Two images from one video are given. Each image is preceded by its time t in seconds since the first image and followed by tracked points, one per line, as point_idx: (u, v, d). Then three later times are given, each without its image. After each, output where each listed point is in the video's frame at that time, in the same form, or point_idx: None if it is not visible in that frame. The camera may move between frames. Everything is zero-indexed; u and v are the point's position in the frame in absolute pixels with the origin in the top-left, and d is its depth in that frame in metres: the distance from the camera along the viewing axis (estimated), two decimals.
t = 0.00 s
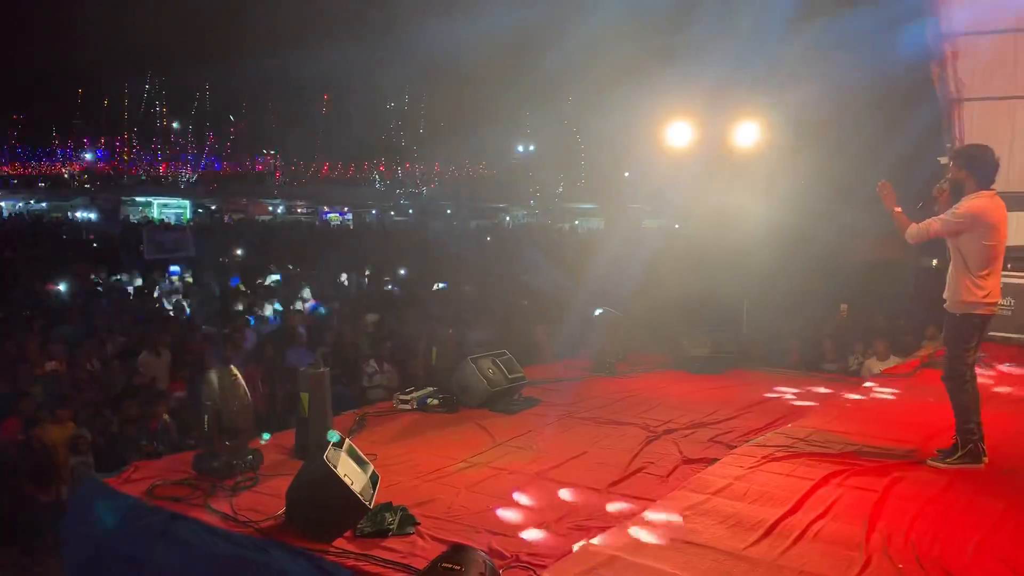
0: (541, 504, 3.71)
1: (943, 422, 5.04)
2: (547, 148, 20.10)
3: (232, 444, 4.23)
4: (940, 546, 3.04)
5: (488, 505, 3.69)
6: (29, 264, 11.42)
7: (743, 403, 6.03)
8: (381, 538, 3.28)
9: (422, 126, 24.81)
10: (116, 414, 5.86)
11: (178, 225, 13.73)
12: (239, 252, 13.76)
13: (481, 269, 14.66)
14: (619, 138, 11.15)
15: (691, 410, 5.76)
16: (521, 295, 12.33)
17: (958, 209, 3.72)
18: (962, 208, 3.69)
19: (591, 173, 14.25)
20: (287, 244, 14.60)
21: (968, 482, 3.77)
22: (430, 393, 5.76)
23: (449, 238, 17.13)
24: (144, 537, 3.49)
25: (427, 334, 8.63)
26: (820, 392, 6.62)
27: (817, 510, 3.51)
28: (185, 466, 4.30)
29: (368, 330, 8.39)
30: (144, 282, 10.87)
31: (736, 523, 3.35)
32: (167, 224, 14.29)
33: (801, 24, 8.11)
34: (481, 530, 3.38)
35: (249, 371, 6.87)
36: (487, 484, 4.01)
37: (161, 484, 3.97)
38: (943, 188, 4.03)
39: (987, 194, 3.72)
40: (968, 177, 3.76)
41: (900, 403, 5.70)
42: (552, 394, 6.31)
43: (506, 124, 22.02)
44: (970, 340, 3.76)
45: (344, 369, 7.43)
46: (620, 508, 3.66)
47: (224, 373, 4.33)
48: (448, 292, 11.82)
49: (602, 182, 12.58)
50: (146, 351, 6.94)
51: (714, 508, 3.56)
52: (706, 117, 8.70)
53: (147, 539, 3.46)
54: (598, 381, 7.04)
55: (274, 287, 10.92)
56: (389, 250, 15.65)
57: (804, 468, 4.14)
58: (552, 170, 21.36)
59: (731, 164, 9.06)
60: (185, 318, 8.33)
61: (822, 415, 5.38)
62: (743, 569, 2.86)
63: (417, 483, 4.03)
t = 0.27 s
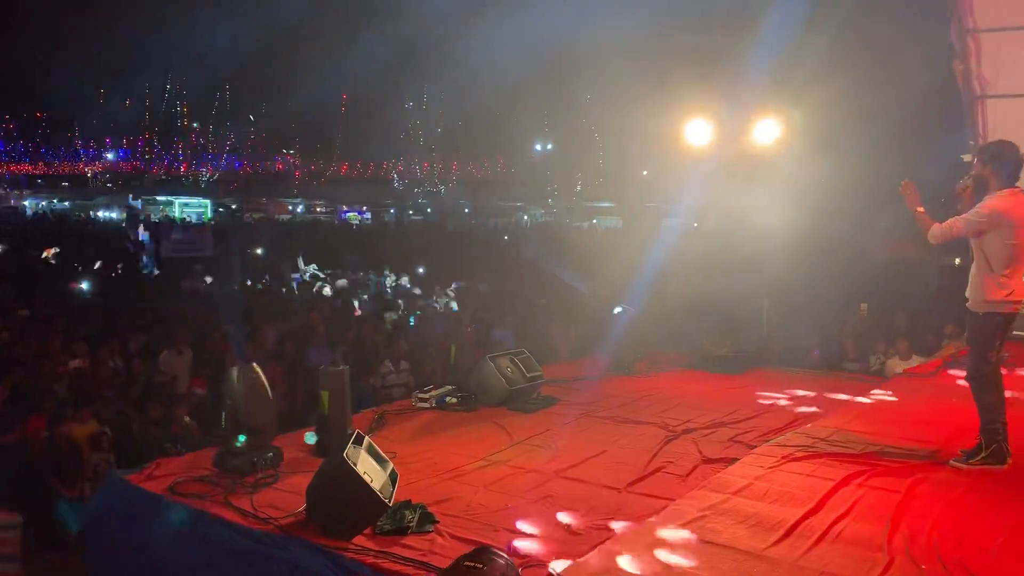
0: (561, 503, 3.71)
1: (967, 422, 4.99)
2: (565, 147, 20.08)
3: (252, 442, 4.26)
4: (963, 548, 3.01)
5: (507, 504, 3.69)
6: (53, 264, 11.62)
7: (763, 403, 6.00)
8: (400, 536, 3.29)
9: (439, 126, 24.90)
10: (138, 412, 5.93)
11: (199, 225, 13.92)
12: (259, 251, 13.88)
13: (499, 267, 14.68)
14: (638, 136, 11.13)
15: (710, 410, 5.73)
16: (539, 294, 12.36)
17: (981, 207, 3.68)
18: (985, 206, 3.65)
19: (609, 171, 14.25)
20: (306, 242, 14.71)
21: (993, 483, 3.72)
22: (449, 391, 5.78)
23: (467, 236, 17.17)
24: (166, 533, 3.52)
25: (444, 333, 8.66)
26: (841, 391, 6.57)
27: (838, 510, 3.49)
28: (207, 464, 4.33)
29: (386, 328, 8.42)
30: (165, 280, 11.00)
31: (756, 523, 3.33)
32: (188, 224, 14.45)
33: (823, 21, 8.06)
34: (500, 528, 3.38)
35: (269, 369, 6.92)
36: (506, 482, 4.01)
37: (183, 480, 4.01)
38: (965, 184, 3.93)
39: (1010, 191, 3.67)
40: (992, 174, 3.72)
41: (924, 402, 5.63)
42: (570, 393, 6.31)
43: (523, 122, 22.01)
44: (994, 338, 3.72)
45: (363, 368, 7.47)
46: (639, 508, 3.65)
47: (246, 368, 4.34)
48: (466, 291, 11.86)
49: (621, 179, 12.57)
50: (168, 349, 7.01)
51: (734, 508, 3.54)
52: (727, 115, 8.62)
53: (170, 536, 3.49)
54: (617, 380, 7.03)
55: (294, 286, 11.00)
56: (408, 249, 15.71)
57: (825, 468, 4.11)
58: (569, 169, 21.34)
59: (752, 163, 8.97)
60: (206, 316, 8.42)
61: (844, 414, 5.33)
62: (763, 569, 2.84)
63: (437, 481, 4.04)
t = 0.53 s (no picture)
0: (584, 503, 3.70)
1: (996, 424, 4.91)
2: (586, 146, 20.02)
3: (278, 440, 4.29)
4: (992, 550, 2.98)
5: (530, 503, 3.69)
6: (82, 264, 11.80)
7: (788, 404, 5.95)
8: (424, 535, 3.30)
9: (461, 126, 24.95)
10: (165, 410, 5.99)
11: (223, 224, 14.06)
12: (282, 251, 13.99)
13: (520, 267, 14.68)
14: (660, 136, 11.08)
15: (734, 410, 5.70)
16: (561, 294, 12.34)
17: (1009, 206, 3.64)
18: (1013, 205, 3.60)
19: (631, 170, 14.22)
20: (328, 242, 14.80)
21: (1022, 486, 3.67)
22: (471, 390, 5.79)
23: (488, 236, 17.18)
24: (192, 530, 3.56)
25: (466, 332, 8.69)
26: (867, 392, 6.50)
27: (864, 512, 3.46)
28: (232, 461, 4.37)
29: (408, 327, 8.45)
30: (190, 280, 11.12)
31: (782, 524, 3.31)
32: (213, 224, 14.60)
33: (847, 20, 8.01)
34: (523, 527, 3.38)
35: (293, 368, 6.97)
36: (529, 482, 4.01)
37: (209, 478, 4.05)
38: (994, 183, 3.83)
39: None
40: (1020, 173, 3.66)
41: (952, 404, 5.56)
42: (593, 393, 6.29)
43: (544, 122, 21.98)
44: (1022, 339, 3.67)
45: (385, 367, 7.49)
46: (662, 508, 3.63)
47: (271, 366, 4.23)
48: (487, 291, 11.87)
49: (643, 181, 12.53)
50: (193, 348, 7.08)
51: (758, 509, 3.52)
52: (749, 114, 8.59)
53: (197, 533, 3.53)
54: (638, 380, 7.00)
55: (317, 285, 11.07)
56: (430, 250, 15.75)
57: (850, 470, 4.07)
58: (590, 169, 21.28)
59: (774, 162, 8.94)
60: (231, 314, 8.50)
61: (870, 416, 5.28)
62: (788, 571, 2.83)
63: (460, 480, 4.04)
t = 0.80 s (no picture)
0: (617, 504, 3.69)
1: None
2: (619, 146, 19.94)
3: (313, 437, 4.33)
4: None
5: (563, 504, 3.69)
6: (123, 263, 12.04)
7: (824, 406, 5.88)
8: (457, 534, 3.31)
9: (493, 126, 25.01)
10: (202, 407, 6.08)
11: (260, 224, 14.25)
12: (317, 250, 14.13)
13: (552, 267, 14.67)
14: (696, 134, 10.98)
15: (769, 412, 5.64)
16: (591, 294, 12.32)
17: None
18: None
19: (664, 169, 14.14)
20: (362, 243, 14.93)
21: None
22: (503, 389, 5.79)
23: (521, 236, 17.19)
24: (230, 526, 3.61)
25: (498, 332, 8.72)
26: (905, 395, 6.40)
27: (902, 516, 3.41)
28: (268, 458, 4.42)
29: (440, 326, 8.48)
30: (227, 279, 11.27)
31: (817, 528, 3.27)
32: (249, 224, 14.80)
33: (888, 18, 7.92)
34: (557, 528, 3.38)
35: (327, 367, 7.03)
36: (562, 482, 4.00)
37: (246, 474, 4.09)
38: None
39: None
40: None
41: (993, 407, 5.45)
42: (626, 393, 6.27)
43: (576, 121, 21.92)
44: None
45: (418, 367, 7.53)
46: (695, 509, 3.61)
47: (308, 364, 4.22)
48: (519, 291, 11.89)
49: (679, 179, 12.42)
50: (229, 346, 7.17)
51: (794, 511, 3.49)
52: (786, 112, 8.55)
53: (235, 529, 3.58)
54: (672, 381, 6.96)
55: (351, 285, 11.15)
56: (462, 250, 15.78)
57: (887, 473, 4.02)
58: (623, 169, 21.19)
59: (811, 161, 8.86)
60: (267, 313, 8.60)
61: (908, 419, 5.19)
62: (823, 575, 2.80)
63: (493, 479, 4.05)
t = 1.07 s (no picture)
0: (652, 505, 3.67)
1: None
2: (654, 145, 19.78)
3: (349, 434, 4.36)
4: None
5: (598, 504, 3.68)
6: (163, 262, 12.23)
7: (864, 408, 5.77)
8: (492, 532, 3.31)
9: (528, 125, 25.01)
10: (240, 403, 6.17)
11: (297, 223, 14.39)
12: (352, 249, 14.22)
13: (586, 267, 14.60)
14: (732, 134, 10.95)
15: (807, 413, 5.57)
16: (627, 296, 12.31)
17: None
18: None
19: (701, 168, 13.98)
20: (396, 243, 14.99)
21: None
22: (537, 388, 5.79)
23: (554, 236, 17.15)
24: (267, 521, 3.65)
25: (533, 332, 8.72)
26: (948, 398, 6.27)
27: (945, 520, 3.34)
28: (304, 454, 4.46)
29: (475, 324, 8.48)
30: (264, 277, 11.37)
31: (857, 531, 3.22)
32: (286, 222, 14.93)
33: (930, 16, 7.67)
34: (592, 527, 3.37)
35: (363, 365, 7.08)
36: (596, 482, 3.99)
37: (283, 469, 4.14)
38: None
39: None
40: None
41: None
42: (661, 394, 6.23)
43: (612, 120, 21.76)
44: None
45: (452, 366, 7.55)
46: (732, 511, 3.58)
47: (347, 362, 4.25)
48: (553, 292, 11.87)
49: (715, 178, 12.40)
50: (266, 343, 7.25)
51: (833, 514, 3.44)
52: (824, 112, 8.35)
53: (272, 523, 3.63)
54: (708, 382, 6.89)
55: (385, 283, 11.20)
56: (496, 249, 15.77)
57: (929, 477, 3.94)
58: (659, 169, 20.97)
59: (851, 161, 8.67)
60: (303, 311, 8.68)
61: (951, 423, 5.08)
62: None
63: (527, 478, 4.05)
